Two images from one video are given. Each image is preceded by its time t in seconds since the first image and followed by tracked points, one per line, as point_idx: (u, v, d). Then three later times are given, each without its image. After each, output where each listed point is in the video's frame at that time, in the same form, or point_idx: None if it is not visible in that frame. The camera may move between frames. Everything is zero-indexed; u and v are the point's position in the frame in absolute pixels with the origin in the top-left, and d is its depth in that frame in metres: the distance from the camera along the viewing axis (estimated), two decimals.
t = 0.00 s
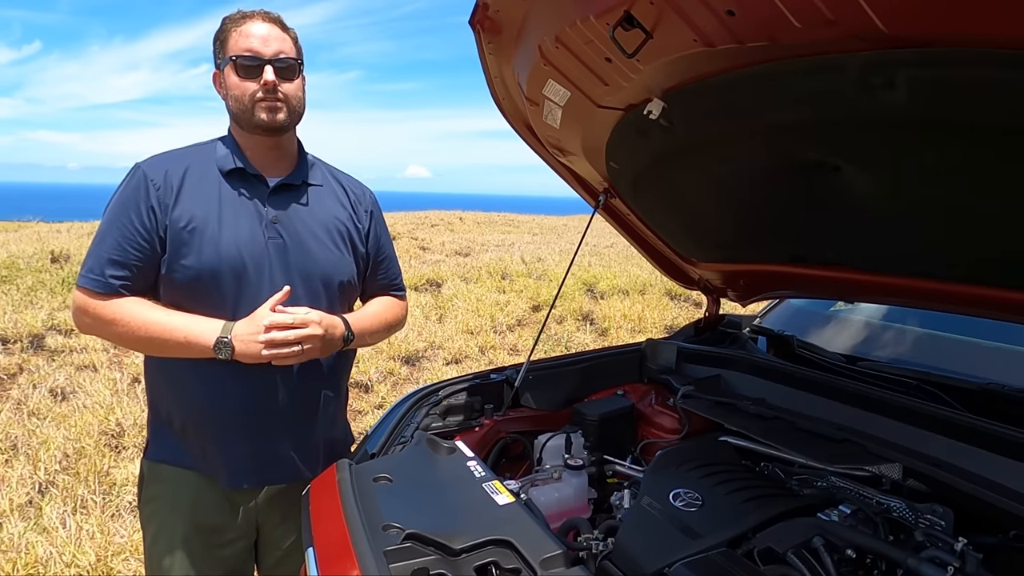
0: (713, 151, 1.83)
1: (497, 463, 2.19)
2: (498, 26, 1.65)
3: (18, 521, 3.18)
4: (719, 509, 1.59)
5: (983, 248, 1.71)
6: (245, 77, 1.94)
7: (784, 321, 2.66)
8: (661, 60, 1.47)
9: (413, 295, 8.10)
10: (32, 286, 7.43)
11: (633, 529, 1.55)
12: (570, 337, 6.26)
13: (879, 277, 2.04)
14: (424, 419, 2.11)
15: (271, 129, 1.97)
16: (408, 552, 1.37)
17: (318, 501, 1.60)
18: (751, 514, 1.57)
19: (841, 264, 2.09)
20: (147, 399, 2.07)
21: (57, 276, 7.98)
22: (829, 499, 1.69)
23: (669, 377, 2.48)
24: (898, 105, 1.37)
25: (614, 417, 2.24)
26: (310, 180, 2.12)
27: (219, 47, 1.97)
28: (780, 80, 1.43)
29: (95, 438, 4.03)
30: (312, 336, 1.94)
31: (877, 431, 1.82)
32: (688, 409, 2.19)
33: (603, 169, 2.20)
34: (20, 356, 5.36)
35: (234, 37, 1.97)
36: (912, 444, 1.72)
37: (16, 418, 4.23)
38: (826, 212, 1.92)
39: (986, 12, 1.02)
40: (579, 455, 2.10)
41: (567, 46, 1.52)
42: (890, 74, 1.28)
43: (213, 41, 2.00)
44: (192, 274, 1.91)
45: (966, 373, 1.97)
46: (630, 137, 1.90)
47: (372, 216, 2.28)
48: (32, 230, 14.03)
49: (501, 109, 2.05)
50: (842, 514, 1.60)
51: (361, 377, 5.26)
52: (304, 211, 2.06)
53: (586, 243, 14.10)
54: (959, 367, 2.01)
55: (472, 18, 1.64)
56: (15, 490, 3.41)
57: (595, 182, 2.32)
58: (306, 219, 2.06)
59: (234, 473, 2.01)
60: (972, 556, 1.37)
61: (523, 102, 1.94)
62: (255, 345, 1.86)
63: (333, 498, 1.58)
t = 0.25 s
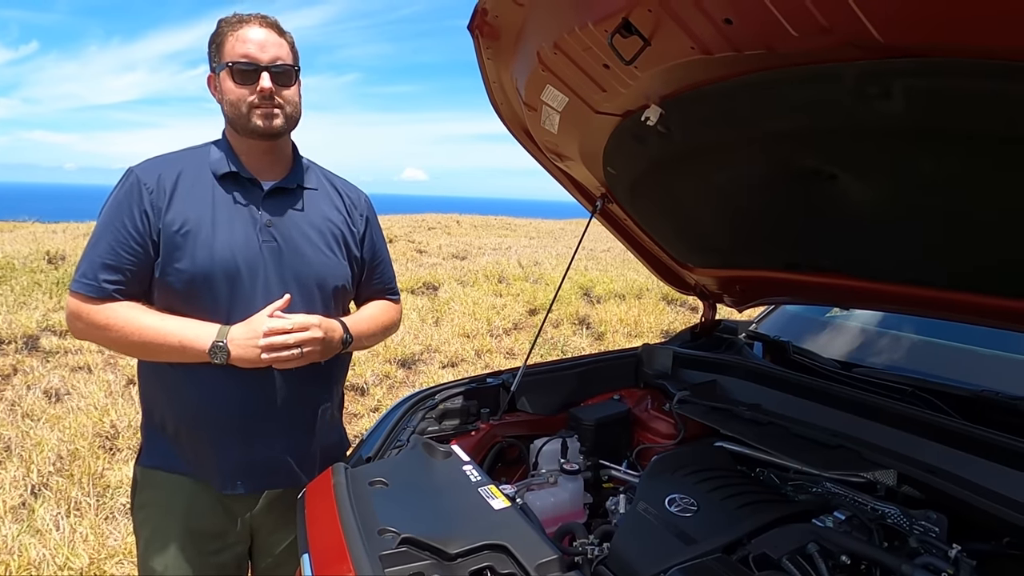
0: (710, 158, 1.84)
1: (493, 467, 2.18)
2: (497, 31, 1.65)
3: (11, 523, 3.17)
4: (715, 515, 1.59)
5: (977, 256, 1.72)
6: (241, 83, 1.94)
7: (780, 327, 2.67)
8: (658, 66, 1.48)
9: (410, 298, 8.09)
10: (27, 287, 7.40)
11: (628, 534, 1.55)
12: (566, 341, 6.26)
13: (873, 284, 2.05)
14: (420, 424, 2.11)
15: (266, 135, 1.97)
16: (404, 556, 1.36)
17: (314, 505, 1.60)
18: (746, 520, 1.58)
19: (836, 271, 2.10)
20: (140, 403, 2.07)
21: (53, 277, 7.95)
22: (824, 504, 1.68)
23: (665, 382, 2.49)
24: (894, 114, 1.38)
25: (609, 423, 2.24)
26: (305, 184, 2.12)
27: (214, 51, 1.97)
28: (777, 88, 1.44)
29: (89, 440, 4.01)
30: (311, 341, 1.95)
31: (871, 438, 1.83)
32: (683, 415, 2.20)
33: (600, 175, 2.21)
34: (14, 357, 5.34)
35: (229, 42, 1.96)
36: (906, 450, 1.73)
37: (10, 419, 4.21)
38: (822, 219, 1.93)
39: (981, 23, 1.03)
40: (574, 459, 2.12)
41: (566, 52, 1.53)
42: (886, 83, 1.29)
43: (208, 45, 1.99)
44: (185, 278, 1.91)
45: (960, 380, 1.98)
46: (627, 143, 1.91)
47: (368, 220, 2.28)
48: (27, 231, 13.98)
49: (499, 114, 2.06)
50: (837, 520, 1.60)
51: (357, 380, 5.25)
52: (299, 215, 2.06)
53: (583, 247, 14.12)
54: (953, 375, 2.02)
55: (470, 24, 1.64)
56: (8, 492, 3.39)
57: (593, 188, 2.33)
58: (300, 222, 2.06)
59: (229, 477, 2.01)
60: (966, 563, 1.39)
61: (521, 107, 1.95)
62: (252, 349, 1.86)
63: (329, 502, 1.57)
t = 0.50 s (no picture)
0: (710, 155, 1.84)
1: (493, 465, 2.18)
2: (497, 28, 1.65)
3: (12, 521, 3.17)
4: (715, 513, 1.59)
5: (977, 253, 1.72)
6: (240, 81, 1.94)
7: (780, 325, 2.67)
8: (659, 64, 1.48)
9: (410, 296, 8.10)
10: (27, 285, 7.40)
11: (628, 531, 1.55)
12: (566, 339, 6.26)
13: (874, 282, 2.05)
14: (420, 421, 2.11)
15: (266, 134, 1.97)
16: (404, 554, 1.37)
17: (314, 503, 1.60)
18: (746, 517, 1.58)
19: (836, 269, 2.10)
20: (138, 404, 2.07)
21: (53, 276, 7.95)
22: (824, 501, 1.68)
23: (665, 380, 2.49)
24: (894, 111, 1.38)
25: (609, 421, 2.24)
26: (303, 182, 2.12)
27: (214, 48, 1.96)
28: (777, 86, 1.43)
29: (89, 438, 4.01)
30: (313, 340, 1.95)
31: (871, 435, 1.83)
32: (683, 412, 2.20)
33: (600, 173, 2.20)
34: (14, 355, 5.34)
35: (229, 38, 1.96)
36: (906, 447, 1.73)
37: (11, 417, 4.21)
38: (822, 217, 1.93)
39: (982, 19, 1.03)
40: (575, 456, 2.11)
41: (566, 49, 1.53)
42: (886, 80, 1.29)
43: (207, 41, 1.99)
44: (183, 278, 1.91)
45: (960, 378, 1.98)
46: (628, 140, 1.91)
47: (366, 219, 2.28)
48: (28, 229, 13.98)
49: (499, 112, 2.06)
50: (837, 517, 1.60)
51: (357, 378, 5.25)
52: (298, 213, 2.06)
53: (583, 246, 14.12)
54: (953, 372, 2.02)
55: (470, 21, 1.64)
56: (8, 490, 3.40)
57: (593, 186, 2.33)
58: (298, 221, 2.06)
59: (228, 478, 2.00)
60: (965, 560, 1.39)
61: (521, 105, 1.95)
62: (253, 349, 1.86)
63: (329, 499, 1.58)
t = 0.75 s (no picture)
0: (715, 155, 1.83)
1: (497, 464, 2.19)
2: (502, 28, 1.65)
3: (19, 519, 3.19)
4: (720, 512, 1.59)
5: (983, 252, 1.71)
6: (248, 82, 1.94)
7: (785, 324, 2.66)
8: (664, 63, 1.48)
9: (414, 295, 8.11)
10: (32, 284, 7.43)
11: (633, 531, 1.55)
12: (570, 339, 6.27)
13: (879, 281, 2.04)
14: (425, 420, 2.11)
15: (270, 136, 1.97)
16: (410, 552, 1.37)
17: (320, 501, 1.60)
18: (751, 517, 1.58)
19: (841, 268, 2.10)
20: (142, 404, 2.07)
21: (58, 275, 7.98)
22: (829, 501, 1.68)
23: (669, 379, 2.48)
24: (900, 110, 1.37)
25: (613, 421, 2.24)
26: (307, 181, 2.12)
27: (222, 47, 1.96)
28: (783, 85, 1.43)
29: (95, 436, 4.03)
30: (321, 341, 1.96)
31: (877, 435, 1.83)
32: (689, 412, 2.19)
33: (605, 172, 2.20)
34: (20, 354, 5.37)
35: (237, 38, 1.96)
36: (912, 447, 1.73)
37: (16, 416, 4.23)
38: (827, 216, 1.92)
39: (989, 18, 1.03)
40: (579, 456, 2.12)
41: (571, 49, 1.53)
42: (892, 79, 1.28)
43: (215, 39, 1.98)
44: (186, 279, 1.92)
45: (966, 377, 1.98)
46: (632, 140, 1.91)
47: (369, 218, 2.29)
48: (33, 229, 14.03)
49: (504, 111, 2.06)
50: (842, 517, 1.59)
51: (361, 377, 5.26)
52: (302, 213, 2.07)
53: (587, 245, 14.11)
54: (959, 372, 2.01)
55: (475, 20, 1.64)
56: (14, 489, 3.42)
57: (597, 185, 2.33)
58: (302, 221, 2.06)
59: (232, 478, 2.01)
60: (971, 560, 1.39)
61: (526, 104, 1.95)
62: (260, 349, 1.88)
63: (335, 498, 1.58)
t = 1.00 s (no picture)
0: (718, 157, 1.84)
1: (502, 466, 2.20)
2: (505, 31, 1.65)
3: (24, 520, 3.20)
4: (723, 515, 1.59)
5: (987, 255, 1.71)
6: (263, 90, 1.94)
7: (789, 326, 2.66)
8: (668, 66, 1.48)
9: (417, 298, 8.12)
10: (37, 287, 7.45)
11: (636, 533, 1.55)
12: (573, 341, 6.27)
13: (883, 284, 2.04)
14: (429, 422, 2.12)
15: (281, 142, 1.99)
16: (414, 555, 1.37)
17: (324, 503, 1.61)
18: (754, 520, 1.57)
19: (845, 270, 2.10)
20: (144, 408, 2.06)
21: (63, 277, 8.00)
22: (833, 504, 1.68)
23: (672, 382, 2.48)
24: (903, 113, 1.38)
25: (616, 424, 2.24)
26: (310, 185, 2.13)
27: (236, 51, 1.94)
28: (786, 88, 1.44)
29: (99, 438, 4.04)
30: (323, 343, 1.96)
31: (880, 438, 1.82)
32: (693, 415, 2.19)
33: (608, 175, 2.21)
34: (24, 356, 5.38)
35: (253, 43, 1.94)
36: (916, 450, 1.73)
37: (21, 418, 4.24)
38: (830, 219, 1.92)
39: (993, 21, 1.03)
40: (582, 458, 2.14)
41: (574, 52, 1.53)
42: (896, 82, 1.29)
43: (228, 41, 1.95)
44: (189, 283, 1.92)
45: (970, 380, 1.97)
46: (635, 142, 1.91)
47: (371, 221, 2.30)
48: (37, 231, 14.07)
49: (507, 114, 2.06)
50: (846, 520, 1.59)
51: (364, 379, 5.27)
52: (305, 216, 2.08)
53: (590, 248, 14.12)
54: (963, 375, 2.01)
55: (479, 24, 1.65)
56: (19, 490, 3.43)
57: (601, 188, 2.33)
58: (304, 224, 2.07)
59: (236, 481, 2.02)
60: (976, 564, 1.39)
61: (529, 107, 1.95)
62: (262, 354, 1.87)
63: (338, 500, 1.58)
